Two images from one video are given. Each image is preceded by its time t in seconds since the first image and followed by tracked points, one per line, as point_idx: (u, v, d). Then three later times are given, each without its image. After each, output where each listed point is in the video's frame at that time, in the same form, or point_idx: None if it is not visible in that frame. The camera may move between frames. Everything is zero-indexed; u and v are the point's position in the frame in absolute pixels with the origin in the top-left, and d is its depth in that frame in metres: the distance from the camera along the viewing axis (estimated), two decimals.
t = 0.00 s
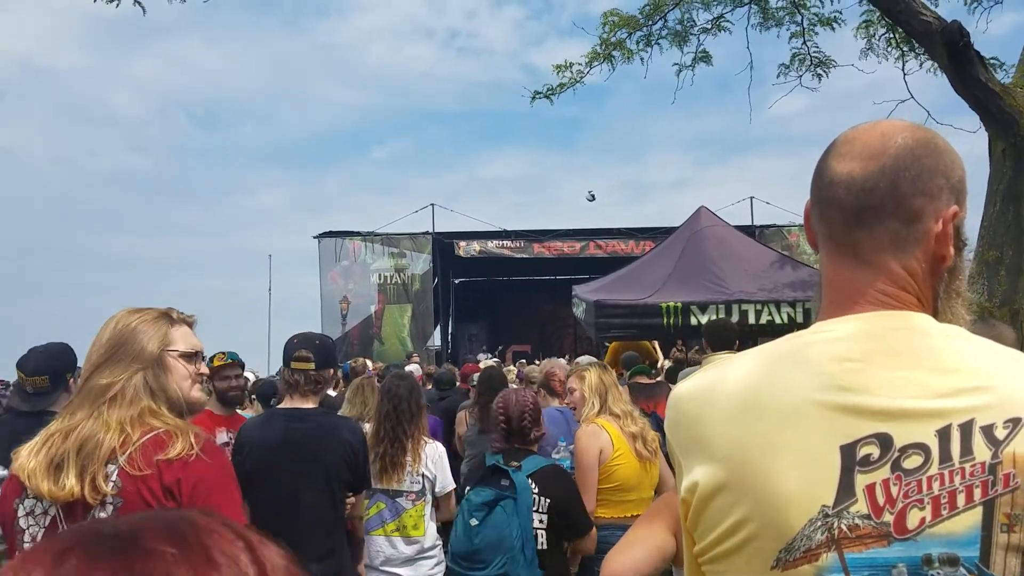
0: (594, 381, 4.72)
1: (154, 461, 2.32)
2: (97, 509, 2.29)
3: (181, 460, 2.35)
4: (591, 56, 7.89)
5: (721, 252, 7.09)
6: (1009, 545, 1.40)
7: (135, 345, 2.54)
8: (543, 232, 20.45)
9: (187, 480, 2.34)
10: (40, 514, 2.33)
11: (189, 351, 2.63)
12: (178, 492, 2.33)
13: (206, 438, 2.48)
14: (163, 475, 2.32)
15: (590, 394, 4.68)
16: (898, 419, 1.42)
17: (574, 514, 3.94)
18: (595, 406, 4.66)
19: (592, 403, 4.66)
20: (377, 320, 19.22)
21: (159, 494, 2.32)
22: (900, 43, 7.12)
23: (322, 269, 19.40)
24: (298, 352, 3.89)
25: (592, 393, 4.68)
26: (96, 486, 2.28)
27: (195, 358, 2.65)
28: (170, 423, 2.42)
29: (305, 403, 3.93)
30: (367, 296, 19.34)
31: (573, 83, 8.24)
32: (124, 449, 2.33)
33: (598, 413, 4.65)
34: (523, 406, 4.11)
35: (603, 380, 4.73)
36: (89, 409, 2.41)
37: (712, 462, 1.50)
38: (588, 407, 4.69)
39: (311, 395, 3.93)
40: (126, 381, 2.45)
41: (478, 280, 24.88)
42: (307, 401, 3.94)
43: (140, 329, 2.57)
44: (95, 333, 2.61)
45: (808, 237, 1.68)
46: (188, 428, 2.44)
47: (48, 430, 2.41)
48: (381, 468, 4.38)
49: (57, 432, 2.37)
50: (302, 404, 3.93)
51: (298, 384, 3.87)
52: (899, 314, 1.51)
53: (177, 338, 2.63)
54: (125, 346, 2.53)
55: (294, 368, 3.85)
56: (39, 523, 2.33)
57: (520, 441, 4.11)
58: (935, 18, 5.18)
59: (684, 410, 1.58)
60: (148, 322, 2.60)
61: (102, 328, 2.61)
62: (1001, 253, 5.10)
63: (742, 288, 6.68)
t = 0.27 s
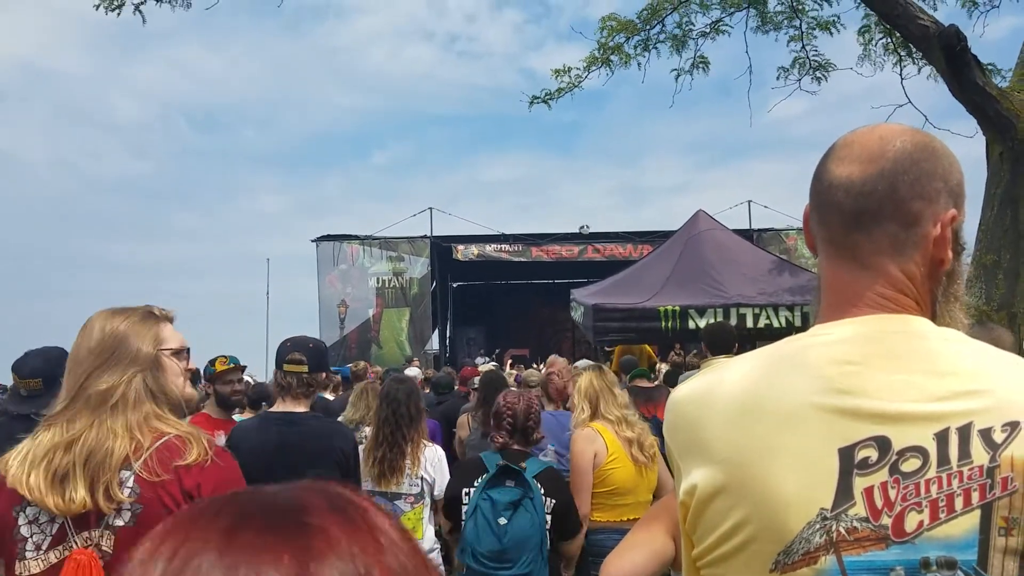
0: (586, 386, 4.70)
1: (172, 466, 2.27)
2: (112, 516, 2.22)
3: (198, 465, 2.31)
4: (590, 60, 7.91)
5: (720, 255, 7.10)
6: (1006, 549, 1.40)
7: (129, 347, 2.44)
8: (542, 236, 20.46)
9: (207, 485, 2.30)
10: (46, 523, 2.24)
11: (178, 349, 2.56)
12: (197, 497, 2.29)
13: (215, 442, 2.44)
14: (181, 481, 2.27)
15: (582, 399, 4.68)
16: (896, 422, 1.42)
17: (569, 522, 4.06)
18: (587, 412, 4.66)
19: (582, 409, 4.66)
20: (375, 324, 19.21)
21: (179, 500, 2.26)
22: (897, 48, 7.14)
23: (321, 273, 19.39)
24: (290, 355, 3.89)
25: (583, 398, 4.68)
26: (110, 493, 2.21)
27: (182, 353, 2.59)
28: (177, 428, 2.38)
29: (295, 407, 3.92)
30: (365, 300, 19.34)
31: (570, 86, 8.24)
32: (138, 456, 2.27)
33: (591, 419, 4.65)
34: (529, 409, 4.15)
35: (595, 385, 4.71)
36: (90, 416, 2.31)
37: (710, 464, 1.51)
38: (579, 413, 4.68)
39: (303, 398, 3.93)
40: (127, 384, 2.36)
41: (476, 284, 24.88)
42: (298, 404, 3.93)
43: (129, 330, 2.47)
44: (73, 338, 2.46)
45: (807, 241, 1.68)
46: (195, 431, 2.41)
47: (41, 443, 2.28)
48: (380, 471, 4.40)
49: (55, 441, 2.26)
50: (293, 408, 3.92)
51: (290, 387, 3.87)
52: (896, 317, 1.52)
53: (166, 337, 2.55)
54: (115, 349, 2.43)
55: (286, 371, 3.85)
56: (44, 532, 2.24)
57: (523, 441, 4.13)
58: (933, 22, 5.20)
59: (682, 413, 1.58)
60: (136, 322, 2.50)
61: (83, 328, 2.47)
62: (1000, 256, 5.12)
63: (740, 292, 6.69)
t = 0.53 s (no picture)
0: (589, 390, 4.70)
1: (186, 472, 2.27)
2: (124, 522, 2.21)
3: (211, 470, 2.30)
4: (587, 67, 7.92)
5: (717, 260, 7.11)
6: (1002, 553, 1.40)
7: (145, 351, 2.42)
8: (539, 241, 20.46)
9: (219, 490, 2.29)
10: (57, 529, 2.22)
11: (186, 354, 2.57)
12: (210, 503, 2.28)
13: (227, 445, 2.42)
14: (194, 486, 2.27)
15: (586, 403, 4.69)
16: (892, 425, 1.43)
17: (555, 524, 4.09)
18: (590, 415, 4.68)
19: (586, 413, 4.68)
20: (372, 328, 19.19)
21: (192, 505, 2.26)
22: (894, 53, 7.17)
23: (318, 277, 19.37)
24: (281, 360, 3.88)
25: (588, 402, 4.69)
26: (123, 500, 2.20)
27: (190, 359, 2.61)
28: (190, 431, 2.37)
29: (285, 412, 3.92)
30: (362, 304, 19.32)
31: (569, 94, 8.26)
32: (152, 459, 2.26)
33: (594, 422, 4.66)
34: (494, 409, 4.24)
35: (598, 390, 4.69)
36: (105, 421, 2.30)
37: (708, 467, 1.51)
38: (585, 416, 4.71)
39: (293, 404, 3.91)
40: (141, 388, 2.35)
41: (473, 289, 24.88)
42: (289, 409, 3.92)
43: (145, 335, 2.45)
44: (83, 339, 2.43)
45: (804, 246, 1.69)
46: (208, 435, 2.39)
47: (53, 446, 2.27)
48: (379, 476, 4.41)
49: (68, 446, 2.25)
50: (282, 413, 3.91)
51: (280, 392, 3.86)
52: (893, 321, 1.52)
53: (178, 343, 2.55)
54: (131, 352, 2.41)
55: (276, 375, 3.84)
56: (56, 538, 2.22)
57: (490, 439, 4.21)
58: (929, 28, 5.21)
59: (680, 417, 1.59)
60: (149, 326, 2.48)
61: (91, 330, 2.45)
62: (995, 261, 5.12)
63: (738, 297, 6.69)
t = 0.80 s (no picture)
0: (594, 393, 4.71)
1: (184, 478, 2.26)
2: (122, 528, 2.21)
3: (211, 476, 2.28)
4: (586, 70, 7.92)
5: (716, 264, 7.12)
6: (999, 558, 1.40)
7: (144, 353, 2.41)
8: (538, 244, 20.46)
9: (218, 496, 2.28)
10: (60, 532, 2.24)
11: (188, 350, 2.54)
12: (208, 510, 2.26)
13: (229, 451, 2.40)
14: (193, 493, 2.25)
15: (591, 405, 4.68)
16: (891, 430, 1.43)
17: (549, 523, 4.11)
18: (595, 417, 4.67)
19: (591, 415, 4.67)
20: (371, 331, 19.17)
21: (189, 512, 2.25)
22: (893, 57, 7.18)
23: (317, 280, 19.36)
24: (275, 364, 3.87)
25: (592, 404, 4.69)
26: (121, 506, 2.20)
27: (193, 352, 2.59)
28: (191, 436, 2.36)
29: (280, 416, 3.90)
30: (361, 307, 19.31)
31: (569, 100, 8.20)
32: (152, 466, 2.26)
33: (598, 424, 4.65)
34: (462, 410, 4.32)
35: (603, 392, 4.73)
36: (107, 429, 2.30)
37: (707, 470, 1.51)
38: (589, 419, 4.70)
39: (287, 407, 3.90)
40: (143, 393, 2.34)
41: (472, 292, 24.88)
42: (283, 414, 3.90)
43: (145, 334, 2.44)
44: (83, 339, 2.43)
45: (804, 251, 1.69)
46: (208, 440, 2.38)
47: (57, 453, 2.28)
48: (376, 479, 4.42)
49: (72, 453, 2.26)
50: (277, 416, 3.89)
51: (275, 396, 3.83)
52: (891, 325, 1.52)
53: (178, 337, 2.53)
54: (130, 355, 2.40)
55: (270, 379, 3.82)
56: (60, 540, 2.24)
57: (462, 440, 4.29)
58: (927, 32, 5.22)
59: (679, 419, 1.59)
60: (150, 326, 2.46)
61: (91, 331, 2.44)
62: (994, 265, 5.12)
63: (736, 300, 6.70)
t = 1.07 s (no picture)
0: (596, 394, 4.69)
1: (166, 483, 2.22)
2: (107, 532, 2.21)
3: (192, 482, 2.24)
4: (584, 70, 7.92)
5: (714, 264, 7.12)
6: (995, 559, 1.40)
7: (140, 354, 2.40)
8: (536, 245, 20.46)
9: (198, 503, 2.23)
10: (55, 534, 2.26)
11: (186, 349, 2.54)
12: (189, 516, 2.22)
13: (219, 456, 2.36)
14: (174, 498, 2.22)
15: (593, 406, 4.67)
16: (887, 431, 1.43)
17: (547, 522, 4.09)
18: (598, 418, 4.66)
19: (593, 415, 4.66)
20: (369, 332, 19.16)
21: (170, 518, 2.22)
22: (889, 58, 7.19)
23: (315, 281, 19.33)
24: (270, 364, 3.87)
25: (595, 405, 4.67)
26: (105, 509, 2.20)
27: (192, 350, 2.60)
28: (182, 438, 2.34)
29: (276, 416, 3.89)
30: (359, 308, 19.29)
31: (566, 98, 8.20)
32: (135, 470, 2.23)
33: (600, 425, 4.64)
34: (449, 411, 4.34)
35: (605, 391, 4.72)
36: (101, 432, 2.31)
37: (704, 470, 1.51)
38: (591, 419, 4.68)
39: (282, 408, 3.89)
40: (135, 394, 2.34)
41: (470, 292, 24.87)
42: (278, 414, 3.89)
43: (140, 335, 2.43)
44: (81, 342, 2.43)
45: (802, 252, 1.69)
46: (197, 443, 2.34)
47: (55, 457, 2.30)
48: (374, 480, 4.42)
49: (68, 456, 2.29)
50: (272, 417, 3.88)
51: (270, 397, 3.83)
52: (888, 326, 1.52)
53: (175, 336, 2.53)
54: (126, 356, 2.39)
55: (266, 379, 3.82)
56: (53, 541, 2.26)
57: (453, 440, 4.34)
58: (924, 33, 5.22)
59: (676, 420, 1.58)
60: (147, 325, 2.46)
61: (88, 331, 2.44)
62: (991, 265, 5.12)
63: (734, 301, 6.71)
